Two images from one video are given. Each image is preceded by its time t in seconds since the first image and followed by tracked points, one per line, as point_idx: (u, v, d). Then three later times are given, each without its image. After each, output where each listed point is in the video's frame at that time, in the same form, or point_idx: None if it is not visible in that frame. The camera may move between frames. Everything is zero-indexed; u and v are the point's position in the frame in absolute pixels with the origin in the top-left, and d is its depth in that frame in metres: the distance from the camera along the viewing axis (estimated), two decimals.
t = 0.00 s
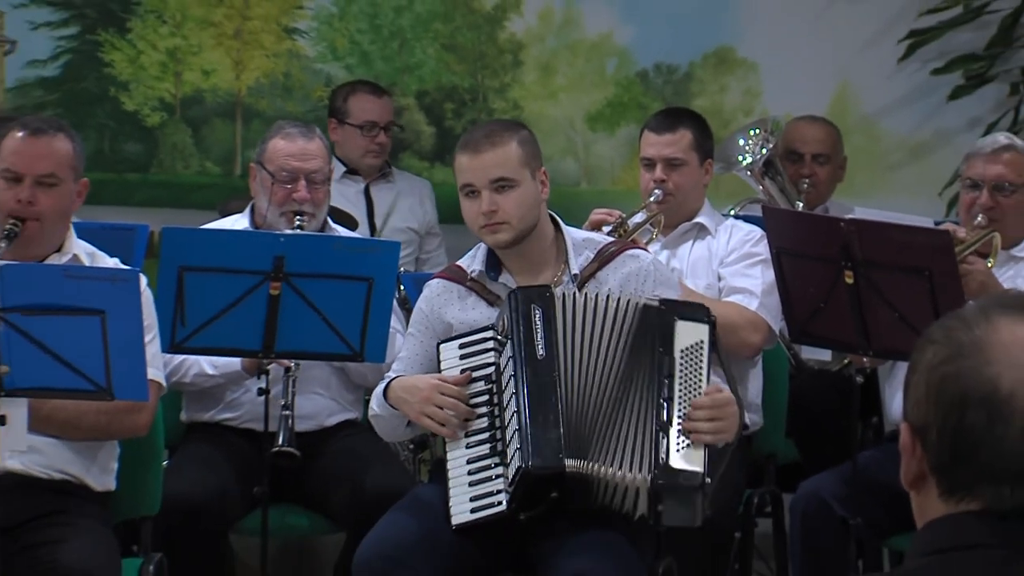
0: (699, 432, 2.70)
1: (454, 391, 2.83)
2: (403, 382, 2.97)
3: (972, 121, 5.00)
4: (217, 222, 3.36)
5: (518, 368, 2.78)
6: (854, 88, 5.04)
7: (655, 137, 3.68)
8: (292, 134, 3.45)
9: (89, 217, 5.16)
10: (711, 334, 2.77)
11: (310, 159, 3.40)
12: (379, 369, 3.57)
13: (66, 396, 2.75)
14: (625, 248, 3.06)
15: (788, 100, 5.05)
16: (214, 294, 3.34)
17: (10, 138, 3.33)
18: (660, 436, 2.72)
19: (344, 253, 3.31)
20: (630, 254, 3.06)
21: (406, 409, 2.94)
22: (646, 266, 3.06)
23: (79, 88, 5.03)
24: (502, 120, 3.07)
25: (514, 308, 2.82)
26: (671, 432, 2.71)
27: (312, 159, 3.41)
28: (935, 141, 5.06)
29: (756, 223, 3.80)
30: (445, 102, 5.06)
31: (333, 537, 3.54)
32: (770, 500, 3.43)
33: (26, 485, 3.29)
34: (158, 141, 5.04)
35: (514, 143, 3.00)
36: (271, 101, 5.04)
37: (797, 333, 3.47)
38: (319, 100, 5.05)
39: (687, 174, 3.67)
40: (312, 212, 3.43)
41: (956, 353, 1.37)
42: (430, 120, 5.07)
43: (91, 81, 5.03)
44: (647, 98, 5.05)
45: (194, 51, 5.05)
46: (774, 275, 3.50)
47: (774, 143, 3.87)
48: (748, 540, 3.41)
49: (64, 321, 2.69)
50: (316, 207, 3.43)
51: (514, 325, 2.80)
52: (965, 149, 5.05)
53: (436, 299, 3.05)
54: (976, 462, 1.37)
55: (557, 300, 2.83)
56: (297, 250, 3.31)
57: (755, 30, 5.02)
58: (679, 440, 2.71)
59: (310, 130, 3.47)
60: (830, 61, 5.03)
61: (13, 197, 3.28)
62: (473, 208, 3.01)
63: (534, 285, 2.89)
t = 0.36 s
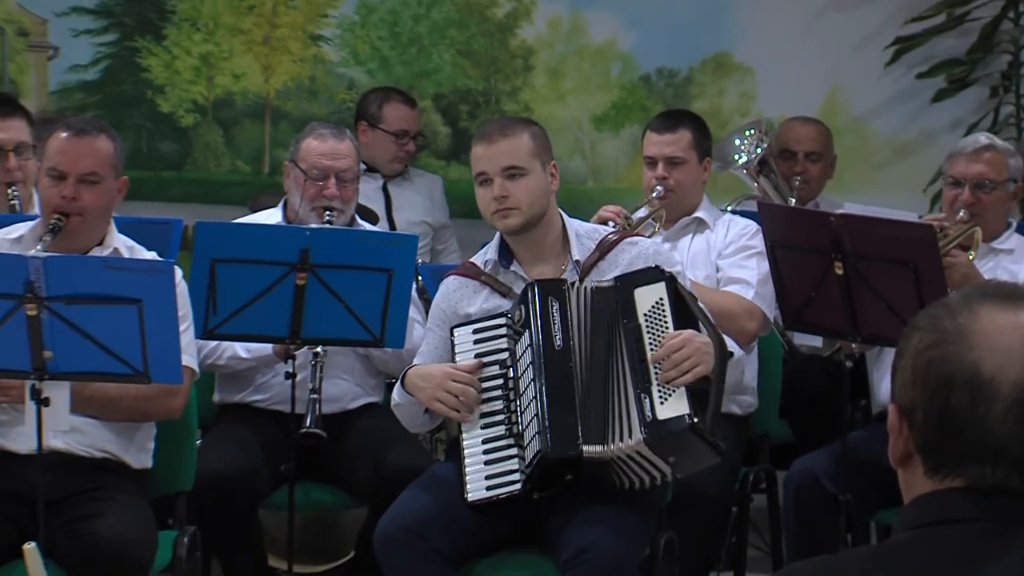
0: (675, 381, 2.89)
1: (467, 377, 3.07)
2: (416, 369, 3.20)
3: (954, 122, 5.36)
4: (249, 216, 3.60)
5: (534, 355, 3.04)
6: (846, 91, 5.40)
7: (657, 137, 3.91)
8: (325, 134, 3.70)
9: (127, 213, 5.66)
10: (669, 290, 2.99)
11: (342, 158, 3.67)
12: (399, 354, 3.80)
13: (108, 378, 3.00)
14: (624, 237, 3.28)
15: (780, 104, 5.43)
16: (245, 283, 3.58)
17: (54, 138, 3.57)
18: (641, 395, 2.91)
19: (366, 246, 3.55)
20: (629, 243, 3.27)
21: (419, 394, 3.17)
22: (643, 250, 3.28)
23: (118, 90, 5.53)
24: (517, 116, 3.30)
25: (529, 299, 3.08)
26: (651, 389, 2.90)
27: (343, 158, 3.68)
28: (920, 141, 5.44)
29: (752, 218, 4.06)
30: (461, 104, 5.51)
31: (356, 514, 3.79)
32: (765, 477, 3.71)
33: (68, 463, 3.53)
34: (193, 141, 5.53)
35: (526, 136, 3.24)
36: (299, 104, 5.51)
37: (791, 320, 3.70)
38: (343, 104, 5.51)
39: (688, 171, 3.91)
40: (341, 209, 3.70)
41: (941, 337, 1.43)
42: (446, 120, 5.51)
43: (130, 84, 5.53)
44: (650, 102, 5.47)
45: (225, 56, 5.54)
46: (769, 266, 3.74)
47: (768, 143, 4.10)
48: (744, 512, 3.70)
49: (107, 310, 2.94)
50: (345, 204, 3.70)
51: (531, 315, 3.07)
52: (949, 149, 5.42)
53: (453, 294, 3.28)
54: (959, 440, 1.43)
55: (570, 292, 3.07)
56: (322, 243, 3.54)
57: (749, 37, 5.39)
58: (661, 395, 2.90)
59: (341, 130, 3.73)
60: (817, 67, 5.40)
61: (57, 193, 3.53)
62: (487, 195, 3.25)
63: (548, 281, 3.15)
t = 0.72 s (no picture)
0: (663, 376, 3.15)
1: (484, 366, 3.30)
2: (437, 355, 3.43)
3: (945, 124, 5.65)
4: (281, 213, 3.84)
5: (547, 343, 3.25)
6: (842, 93, 5.68)
7: (665, 138, 4.14)
8: (357, 137, 4.05)
9: (165, 210, 5.96)
10: (666, 285, 3.23)
11: (373, 159, 4.01)
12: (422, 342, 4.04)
13: (150, 364, 3.25)
14: (631, 231, 3.52)
15: (780, 105, 5.72)
16: (278, 275, 3.82)
17: (102, 139, 3.80)
18: (630, 384, 3.19)
19: (390, 240, 3.79)
20: (635, 237, 3.51)
21: (439, 378, 3.40)
22: (648, 243, 3.52)
23: (159, 95, 5.85)
24: (532, 119, 3.55)
25: (544, 290, 3.29)
26: (640, 380, 3.17)
27: (373, 159, 4.02)
28: (913, 142, 5.72)
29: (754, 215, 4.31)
30: (481, 108, 5.81)
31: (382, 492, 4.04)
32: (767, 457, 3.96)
33: (114, 444, 3.77)
34: (229, 143, 5.84)
35: (543, 135, 3.49)
36: (330, 107, 5.85)
37: (791, 311, 3.93)
38: (369, 107, 5.84)
39: (694, 171, 4.14)
40: (372, 206, 4.04)
41: (934, 327, 1.54)
42: (467, 122, 5.82)
43: (169, 89, 5.85)
44: (661, 105, 5.75)
45: (261, 63, 5.87)
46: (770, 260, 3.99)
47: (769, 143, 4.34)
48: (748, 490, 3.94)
49: (150, 299, 3.18)
50: (375, 201, 4.05)
51: (545, 305, 3.27)
52: (939, 149, 5.70)
53: (472, 288, 3.51)
54: (950, 426, 1.54)
55: (580, 283, 3.28)
56: (350, 238, 3.78)
57: (753, 44, 5.69)
58: (649, 386, 3.17)
59: (372, 134, 4.08)
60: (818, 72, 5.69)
61: (103, 190, 3.77)
62: (507, 189, 3.49)
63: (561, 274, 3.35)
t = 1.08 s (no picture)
0: (671, 368, 3.39)
1: (511, 352, 3.55)
2: (465, 343, 3.69)
3: (941, 126, 6.14)
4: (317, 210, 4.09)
5: (567, 332, 3.49)
6: (844, 97, 6.18)
7: (677, 139, 4.38)
8: (390, 139, 4.44)
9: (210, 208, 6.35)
10: (679, 282, 3.48)
11: (405, 159, 4.40)
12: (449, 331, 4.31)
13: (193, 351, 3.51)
14: (648, 227, 3.77)
15: (787, 106, 6.22)
16: (315, 269, 4.08)
17: (149, 139, 4.05)
18: (641, 372, 3.43)
19: (421, 235, 4.04)
20: (652, 233, 3.76)
21: (467, 364, 3.66)
22: (665, 240, 3.77)
23: (204, 99, 6.20)
24: (557, 122, 3.79)
25: (564, 283, 3.53)
26: (650, 370, 3.42)
27: (405, 159, 4.41)
28: (911, 143, 6.23)
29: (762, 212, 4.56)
30: (504, 111, 6.28)
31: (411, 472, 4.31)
32: (773, 439, 4.21)
33: (161, 426, 4.03)
34: (269, 144, 6.21)
35: (578, 139, 3.74)
36: (362, 110, 6.24)
37: (796, 302, 4.17)
38: (399, 110, 6.23)
39: (705, 170, 4.39)
40: (404, 202, 4.43)
41: (933, 316, 1.63)
42: (491, 125, 6.29)
43: (214, 93, 6.20)
44: (674, 109, 6.26)
45: (298, 69, 6.25)
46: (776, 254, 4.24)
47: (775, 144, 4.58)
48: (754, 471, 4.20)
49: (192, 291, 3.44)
50: (407, 198, 4.44)
51: (566, 296, 3.52)
52: (934, 149, 6.21)
53: (497, 279, 3.77)
54: (949, 412, 1.63)
55: (598, 277, 3.53)
56: (383, 234, 4.04)
57: (761, 51, 6.19)
58: (658, 375, 3.41)
59: (404, 136, 4.47)
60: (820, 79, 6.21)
61: (150, 188, 4.02)
62: (550, 189, 3.70)
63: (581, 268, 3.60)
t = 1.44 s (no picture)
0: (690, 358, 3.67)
1: (535, 338, 3.79)
2: (493, 329, 3.93)
3: (941, 128, 6.65)
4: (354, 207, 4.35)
5: (590, 322, 3.75)
6: (849, 103, 6.69)
7: (692, 140, 4.64)
8: (420, 140, 4.70)
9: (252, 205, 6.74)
10: (698, 279, 3.74)
11: (435, 159, 4.67)
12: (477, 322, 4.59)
13: (239, 340, 3.73)
14: (667, 225, 4.03)
15: (801, 112, 6.70)
16: (352, 262, 4.35)
17: (194, 140, 4.30)
18: (660, 361, 3.70)
19: (451, 232, 4.29)
20: (671, 231, 4.02)
21: (494, 347, 3.89)
22: (682, 237, 4.03)
23: (247, 103, 6.59)
24: (582, 125, 4.04)
25: (587, 275, 3.79)
26: (669, 360, 3.69)
27: (435, 159, 4.68)
28: (912, 145, 6.74)
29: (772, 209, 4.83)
30: (529, 115, 6.72)
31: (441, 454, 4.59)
32: (782, 424, 4.49)
33: (207, 409, 4.28)
34: (308, 145, 6.62)
35: (601, 142, 3.99)
36: (394, 113, 6.63)
37: (805, 293, 4.43)
38: (428, 114, 6.65)
39: (718, 170, 4.65)
40: (433, 200, 4.70)
41: (935, 308, 1.75)
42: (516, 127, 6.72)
43: (257, 97, 6.59)
44: (688, 112, 6.72)
45: (335, 75, 6.64)
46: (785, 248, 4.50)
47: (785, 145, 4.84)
48: (764, 453, 4.46)
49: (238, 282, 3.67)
50: (436, 196, 4.70)
51: (588, 288, 3.78)
52: (935, 150, 6.71)
53: (524, 271, 4.04)
54: (948, 395, 1.75)
55: (621, 270, 3.79)
56: (417, 230, 4.29)
57: (771, 57, 6.67)
58: (676, 365, 3.69)
59: (433, 137, 4.73)
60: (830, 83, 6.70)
61: (196, 186, 4.28)
62: (575, 189, 3.96)
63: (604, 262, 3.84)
